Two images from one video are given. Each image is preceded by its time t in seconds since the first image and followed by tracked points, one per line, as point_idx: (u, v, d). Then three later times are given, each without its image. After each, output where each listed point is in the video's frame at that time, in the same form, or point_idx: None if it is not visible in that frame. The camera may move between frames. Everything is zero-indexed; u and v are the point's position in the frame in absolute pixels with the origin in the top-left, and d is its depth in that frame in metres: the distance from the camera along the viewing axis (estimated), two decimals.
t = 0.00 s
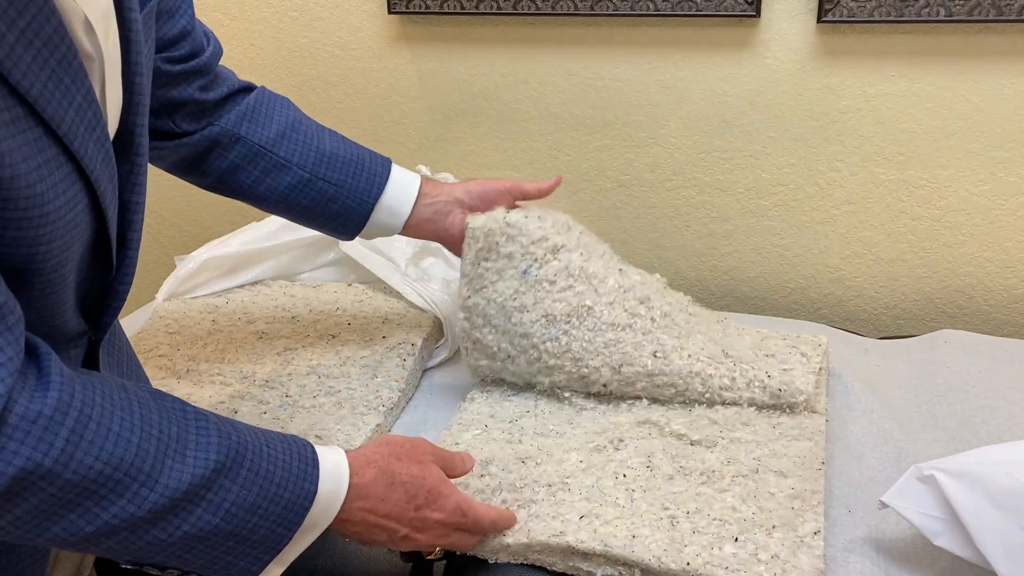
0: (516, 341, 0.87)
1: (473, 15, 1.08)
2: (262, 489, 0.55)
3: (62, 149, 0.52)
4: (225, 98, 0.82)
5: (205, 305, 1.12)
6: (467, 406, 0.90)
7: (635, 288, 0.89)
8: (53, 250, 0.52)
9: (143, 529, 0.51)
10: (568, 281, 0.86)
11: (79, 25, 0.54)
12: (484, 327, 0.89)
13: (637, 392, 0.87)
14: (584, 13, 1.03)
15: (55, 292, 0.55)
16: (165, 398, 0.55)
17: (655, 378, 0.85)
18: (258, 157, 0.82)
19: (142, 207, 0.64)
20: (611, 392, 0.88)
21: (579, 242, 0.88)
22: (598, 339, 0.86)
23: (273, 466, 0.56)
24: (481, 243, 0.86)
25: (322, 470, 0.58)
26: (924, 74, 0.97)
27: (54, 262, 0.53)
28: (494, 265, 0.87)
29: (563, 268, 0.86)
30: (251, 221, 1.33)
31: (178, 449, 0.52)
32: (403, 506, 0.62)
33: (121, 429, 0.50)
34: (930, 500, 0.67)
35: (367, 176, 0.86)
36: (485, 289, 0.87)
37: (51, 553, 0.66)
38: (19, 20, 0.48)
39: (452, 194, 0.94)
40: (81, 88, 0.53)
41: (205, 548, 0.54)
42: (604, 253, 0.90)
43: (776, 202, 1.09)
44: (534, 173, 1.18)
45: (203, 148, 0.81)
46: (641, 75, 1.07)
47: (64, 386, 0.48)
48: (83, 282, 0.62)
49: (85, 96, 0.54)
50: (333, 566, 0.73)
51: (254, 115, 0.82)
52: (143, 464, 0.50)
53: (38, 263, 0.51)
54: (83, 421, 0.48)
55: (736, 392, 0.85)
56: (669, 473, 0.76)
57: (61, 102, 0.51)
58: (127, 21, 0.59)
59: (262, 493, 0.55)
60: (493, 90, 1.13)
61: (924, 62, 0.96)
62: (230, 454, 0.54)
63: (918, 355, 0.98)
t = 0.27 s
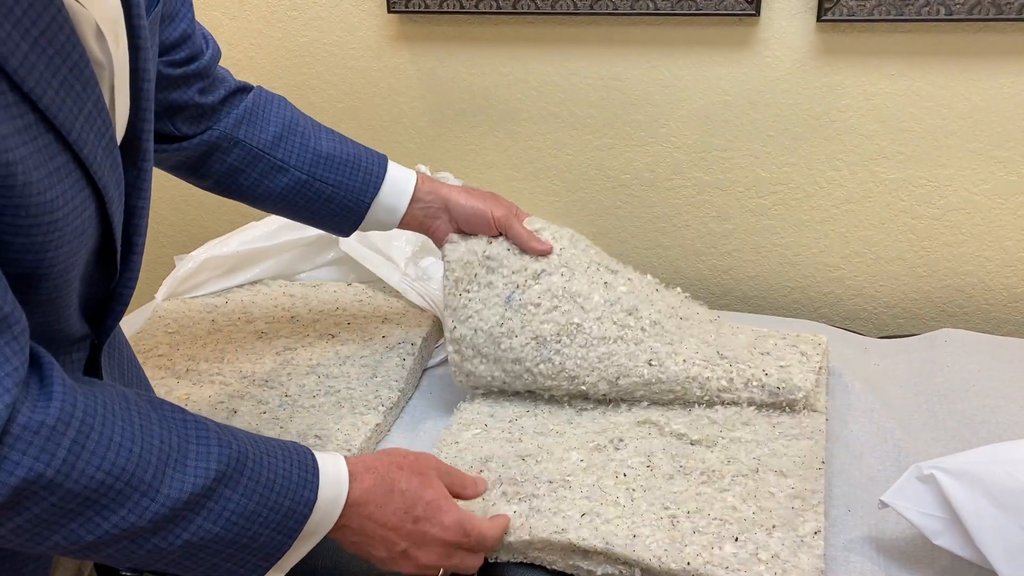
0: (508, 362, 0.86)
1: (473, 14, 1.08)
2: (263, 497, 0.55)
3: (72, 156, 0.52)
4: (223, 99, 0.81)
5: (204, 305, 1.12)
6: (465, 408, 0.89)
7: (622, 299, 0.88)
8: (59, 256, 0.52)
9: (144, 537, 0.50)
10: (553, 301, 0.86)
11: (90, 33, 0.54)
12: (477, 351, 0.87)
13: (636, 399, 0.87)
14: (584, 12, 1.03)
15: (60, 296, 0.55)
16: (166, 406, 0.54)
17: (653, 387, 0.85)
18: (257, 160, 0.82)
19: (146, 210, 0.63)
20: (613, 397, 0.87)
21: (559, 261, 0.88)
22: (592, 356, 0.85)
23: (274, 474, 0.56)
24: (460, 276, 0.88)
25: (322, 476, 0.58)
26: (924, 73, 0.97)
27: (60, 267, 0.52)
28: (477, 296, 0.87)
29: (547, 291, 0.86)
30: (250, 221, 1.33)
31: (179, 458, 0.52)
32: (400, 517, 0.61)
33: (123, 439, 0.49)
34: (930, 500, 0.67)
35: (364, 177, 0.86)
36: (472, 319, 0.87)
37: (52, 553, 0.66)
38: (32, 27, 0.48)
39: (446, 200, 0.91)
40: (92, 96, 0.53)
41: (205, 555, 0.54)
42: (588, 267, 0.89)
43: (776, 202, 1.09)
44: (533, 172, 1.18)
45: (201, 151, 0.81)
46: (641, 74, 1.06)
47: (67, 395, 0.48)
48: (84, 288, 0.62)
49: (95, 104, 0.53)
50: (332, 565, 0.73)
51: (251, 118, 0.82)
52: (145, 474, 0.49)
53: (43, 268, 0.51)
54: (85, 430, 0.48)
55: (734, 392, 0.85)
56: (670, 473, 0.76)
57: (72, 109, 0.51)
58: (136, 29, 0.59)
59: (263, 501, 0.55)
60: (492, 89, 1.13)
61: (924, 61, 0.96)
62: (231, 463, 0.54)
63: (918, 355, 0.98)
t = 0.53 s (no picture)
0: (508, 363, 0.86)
1: (471, 13, 1.08)
2: (276, 493, 0.54)
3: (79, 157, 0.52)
4: (226, 98, 0.81)
5: (202, 303, 1.12)
6: (463, 406, 0.89)
7: (623, 301, 0.87)
8: (68, 256, 0.52)
9: (158, 532, 0.50)
10: (554, 303, 0.85)
11: (97, 36, 0.54)
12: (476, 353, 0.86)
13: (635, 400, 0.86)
14: (583, 10, 1.03)
15: (67, 295, 0.55)
16: (179, 402, 0.54)
17: (652, 389, 0.84)
18: (259, 158, 0.82)
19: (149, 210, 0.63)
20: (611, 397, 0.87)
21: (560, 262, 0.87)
22: (591, 359, 0.84)
23: (286, 471, 0.55)
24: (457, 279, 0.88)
25: (335, 475, 0.58)
26: (923, 70, 0.97)
27: (69, 267, 0.52)
28: (477, 295, 0.87)
29: (547, 291, 0.85)
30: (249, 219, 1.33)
31: (192, 455, 0.51)
32: (407, 527, 0.61)
33: (138, 434, 0.49)
34: (929, 498, 0.67)
35: (367, 175, 0.86)
36: (471, 319, 0.86)
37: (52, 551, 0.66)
38: (41, 29, 0.48)
39: (445, 200, 0.91)
40: (99, 97, 0.53)
41: (218, 551, 0.54)
42: (589, 266, 0.88)
43: (775, 200, 1.09)
44: (532, 170, 1.18)
45: (204, 150, 0.81)
46: (640, 72, 1.06)
47: (82, 391, 0.48)
48: (89, 286, 0.62)
49: (101, 105, 0.53)
50: (331, 563, 0.73)
51: (254, 116, 0.82)
52: (159, 470, 0.49)
53: (53, 268, 0.51)
54: (100, 425, 0.48)
55: (734, 395, 0.84)
56: (670, 471, 0.76)
57: (80, 111, 0.51)
58: (141, 30, 0.59)
59: (276, 498, 0.54)
60: (491, 87, 1.13)
61: (924, 58, 0.96)
62: (245, 459, 0.53)
63: (918, 352, 0.98)
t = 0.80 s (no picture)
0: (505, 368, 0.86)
1: (469, 13, 1.08)
2: (275, 495, 0.54)
3: (78, 160, 0.52)
4: (223, 100, 0.81)
5: (202, 303, 1.12)
6: (462, 405, 0.89)
7: (620, 305, 0.86)
8: (66, 258, 0.52)
9: (157, 533, 0.50)
10: (551, 307, 0.83)
11: (97, 39, 0.54)
12: (474, 357, 0.86)
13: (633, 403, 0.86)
14: (581, 9, 1.03)
15: (67, 295, 0.55)
16: (179, 403, 0.54)
17: (650, 394, 0.85)
18: (255, 160, 0.82)
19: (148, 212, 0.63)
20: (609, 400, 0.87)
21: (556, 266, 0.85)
22: (589, 365, 0.83)
23: (285, 473, 0.55)
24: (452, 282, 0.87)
25: (335, 476, 0.58)
26: (921, 69, 0.97)
27: (67, 270, 0.52)
28: (473, 300, 0.86)
29: (544, 296, 0.84)
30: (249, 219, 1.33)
31: (192, 457, 0.51)
32: (408, 526, 0.61)
33: (137, 436, 0.49)
34: (926, 497, 0.67)
35: (362, 177, 0.86)
36: (468, 325, 0.86)
37: (51, 550, 0.67)
38: (40, 32, 0.48)
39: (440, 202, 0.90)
40: (98, 100, 0.53)
41: (217, 551, 0.54)
42: (586, 269, 0.87)
43: (773, 199, 1.09)
44: (532, 170, 1.18)
45: (201, 152, 0.81)
46: (638, 71, 1.06)
47: (82, 393, 0.48)
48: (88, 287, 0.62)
49: (101, 108, 0.53)
50: (330, 562, 0.73)
51: (250, 118, 0.82)
52: (159, 472, 0.49)
53: (51, 270, 0.51)
54: (99, 427, 0.48)
55: (732, 397, 0.84)
56: (668, 469, 0.76)
57: (79, 114, 0.51)
58: (141, 33, 0.59)
59: (275, 499, 0.54)
60: (489, 87, 1.13)
61: (922, 57, 0.96)
62: (244, 461, 0.53)
63: (916, 351, 0.98)
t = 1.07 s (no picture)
0: (505, 365, 0.86)
1: (468, 12, 1.08)
2: (269, 501, 0.55)
3: (77, 161, 0.52)
4: (222, 100, 0.82)
5: (201, 303, 1.12)
6: (461, 403, 0.90)
7: (619, 302, 0.86)
8: (64, 260, 0.52)
9: (150, 539, 0.51)
10: (550, 304, 0.84)
11: (95, 40, 0.54)
12: (473, 354, 0.86)
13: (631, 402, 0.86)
14: (579, 8, 1.03)
15: (64, 297, 0.55)
16: (174, 407, 0.54)
17: (648, 392, 0.85)
18: (253, 159, 0.83)
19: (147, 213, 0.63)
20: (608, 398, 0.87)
21: (555, 263, 0.85)
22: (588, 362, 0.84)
23: (280, 478, 0.55)
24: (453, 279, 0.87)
25: (332, 482, 0.58)
26: (919, 68, 0.97)
27: (64, 271, 0.53)
28: (472, 297, 0.86)
29: (542, 293, 0.84)
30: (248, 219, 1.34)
31: (186, 462, 0.51)
32: (403, 533, 0.61)
33: (132, 441, 0.49)
34: (924, 494, 0.67)
35: (361, 177, 0.86)
36: (467, 322, 0.86)
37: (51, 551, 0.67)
38: (39, 33, 0.48)
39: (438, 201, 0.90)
40: (97, 101, 0.53)
41: (211, 557, 0.54)
42: (585, 266, 0.87)
43: (772, 198, 1.09)
44: (531, 169, 1.18)
45: (199, 152, 0.81)
46: (637, 70, 1.06)
47: (76, 396, 0.48)
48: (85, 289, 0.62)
49: (99, 109, 0.53)
50: (330, 560, 0.73)
51: (248, 118, 0.82)
52: (152, 477, 0.49)
53: (48, 272, 0.51)
54: (93, 432, 0.48)
55: (730, 396, 0.84)
56: (665, 467, 0.76)
57: (77, 116, 0.51)
58: (141, 34, 0.60)
59: (269, 505, 0.55)
60: (489, 86, 1.13)
61: (920, 56, 0.96)
62: (239, 467, 0.53)
63: (915, 349, 0.98)
